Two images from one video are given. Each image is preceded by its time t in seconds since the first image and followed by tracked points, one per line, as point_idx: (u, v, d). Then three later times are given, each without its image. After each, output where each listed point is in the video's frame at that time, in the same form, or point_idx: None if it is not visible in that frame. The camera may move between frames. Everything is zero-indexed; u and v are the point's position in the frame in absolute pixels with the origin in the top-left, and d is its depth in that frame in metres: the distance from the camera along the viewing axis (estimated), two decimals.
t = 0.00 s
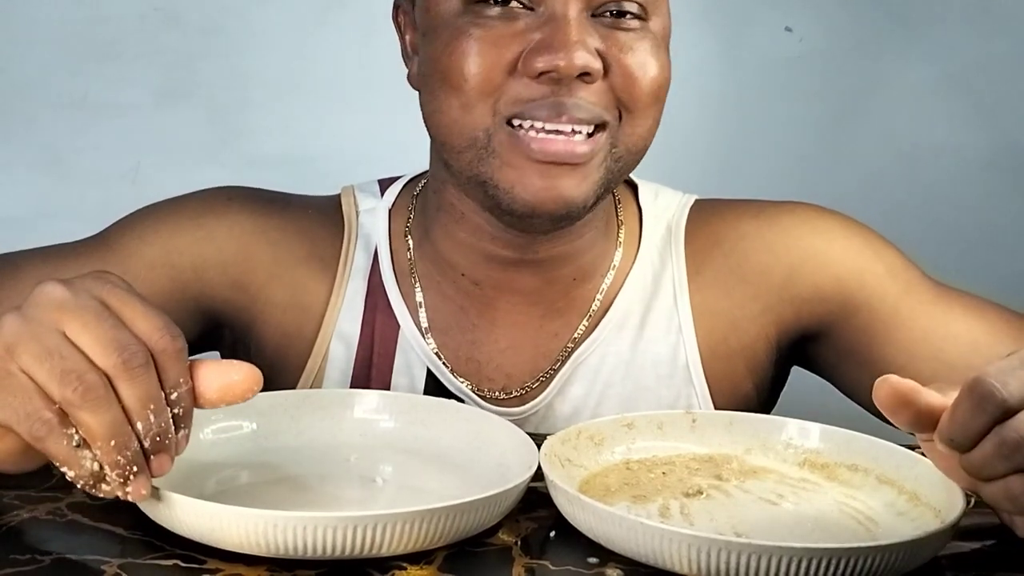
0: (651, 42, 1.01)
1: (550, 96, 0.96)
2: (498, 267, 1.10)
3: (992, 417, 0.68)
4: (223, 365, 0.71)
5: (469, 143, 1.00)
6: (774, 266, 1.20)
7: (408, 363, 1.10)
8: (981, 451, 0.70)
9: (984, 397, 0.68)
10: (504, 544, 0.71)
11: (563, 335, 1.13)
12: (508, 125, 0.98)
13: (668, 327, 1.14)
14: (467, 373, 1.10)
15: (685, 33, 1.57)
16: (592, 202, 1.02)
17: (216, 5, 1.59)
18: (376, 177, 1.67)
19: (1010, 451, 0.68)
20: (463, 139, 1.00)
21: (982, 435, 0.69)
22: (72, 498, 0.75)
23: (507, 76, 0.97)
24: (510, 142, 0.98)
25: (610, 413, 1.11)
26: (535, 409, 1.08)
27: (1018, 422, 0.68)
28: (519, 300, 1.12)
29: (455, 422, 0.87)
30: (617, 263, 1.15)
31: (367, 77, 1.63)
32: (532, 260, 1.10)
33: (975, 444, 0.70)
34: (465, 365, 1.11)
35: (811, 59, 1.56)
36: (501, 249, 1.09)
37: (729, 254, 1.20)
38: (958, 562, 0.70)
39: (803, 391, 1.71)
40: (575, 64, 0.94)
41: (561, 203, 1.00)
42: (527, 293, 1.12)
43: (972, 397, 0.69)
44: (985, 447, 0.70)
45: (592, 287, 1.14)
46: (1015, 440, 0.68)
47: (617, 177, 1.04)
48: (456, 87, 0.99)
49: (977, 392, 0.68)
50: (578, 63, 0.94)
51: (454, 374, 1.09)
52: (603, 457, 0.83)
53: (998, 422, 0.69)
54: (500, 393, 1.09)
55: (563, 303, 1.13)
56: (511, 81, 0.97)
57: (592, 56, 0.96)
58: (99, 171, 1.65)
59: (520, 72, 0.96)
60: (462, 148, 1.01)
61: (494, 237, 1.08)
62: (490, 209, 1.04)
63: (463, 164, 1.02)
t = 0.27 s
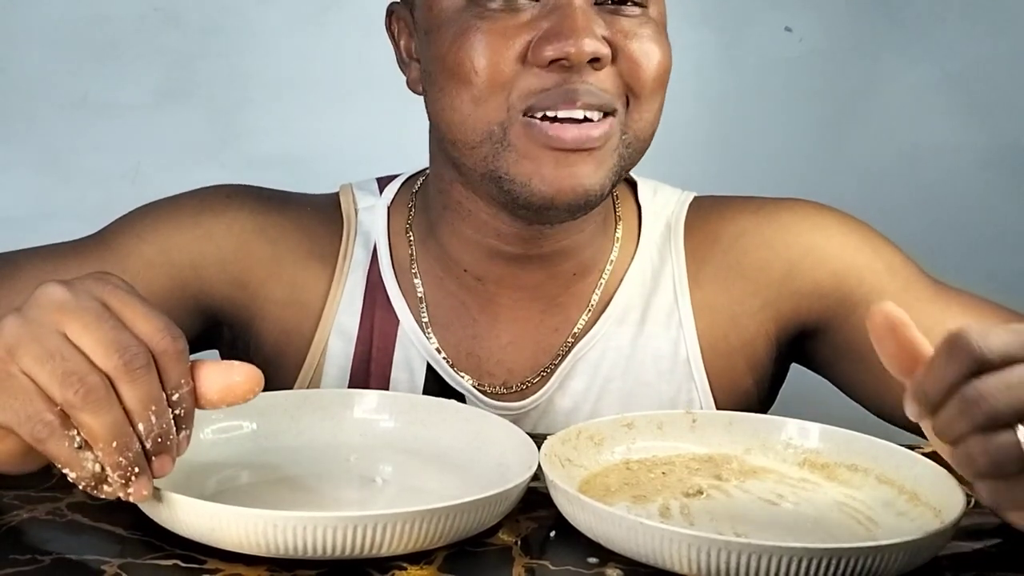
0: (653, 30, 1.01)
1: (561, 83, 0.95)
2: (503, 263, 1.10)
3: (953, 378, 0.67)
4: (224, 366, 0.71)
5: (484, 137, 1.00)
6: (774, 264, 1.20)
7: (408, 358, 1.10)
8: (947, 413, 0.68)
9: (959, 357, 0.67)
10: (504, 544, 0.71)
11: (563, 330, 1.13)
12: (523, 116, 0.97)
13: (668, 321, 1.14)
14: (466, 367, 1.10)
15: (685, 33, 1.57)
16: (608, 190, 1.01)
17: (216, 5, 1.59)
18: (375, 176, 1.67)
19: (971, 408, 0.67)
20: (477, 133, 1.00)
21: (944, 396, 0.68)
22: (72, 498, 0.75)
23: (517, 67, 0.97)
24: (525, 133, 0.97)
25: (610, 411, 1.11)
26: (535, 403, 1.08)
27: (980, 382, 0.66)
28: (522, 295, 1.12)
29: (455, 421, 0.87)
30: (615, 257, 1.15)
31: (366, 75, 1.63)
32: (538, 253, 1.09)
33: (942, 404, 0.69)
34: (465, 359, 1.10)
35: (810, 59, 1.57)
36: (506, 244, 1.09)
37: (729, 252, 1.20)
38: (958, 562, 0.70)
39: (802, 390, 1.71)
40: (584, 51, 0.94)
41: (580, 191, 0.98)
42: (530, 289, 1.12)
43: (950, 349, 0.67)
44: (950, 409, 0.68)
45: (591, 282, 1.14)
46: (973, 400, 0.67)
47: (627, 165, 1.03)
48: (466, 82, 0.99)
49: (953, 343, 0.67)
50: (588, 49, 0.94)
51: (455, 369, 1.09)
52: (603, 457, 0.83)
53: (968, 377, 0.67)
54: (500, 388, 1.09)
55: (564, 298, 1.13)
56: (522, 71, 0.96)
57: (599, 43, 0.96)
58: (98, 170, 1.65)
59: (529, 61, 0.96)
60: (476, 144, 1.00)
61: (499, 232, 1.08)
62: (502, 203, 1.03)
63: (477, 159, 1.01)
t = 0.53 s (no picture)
0: (637, 35, 1.01)
1: (530, 88, 0.96)
2: (496, 263, 1.10)
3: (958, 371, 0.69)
4: (223, 367, 0.71)
5: (453, 138, 1.01)
6: (775, 265, 1.20)
7: (408, 361, 1.10)
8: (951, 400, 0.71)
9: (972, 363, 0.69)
10: (504, 544, 0.71)
11: (563, 333, 1.13)
12: (488, 121, 0.99)
13: (669, 324, 1.14)
14: (465, 371, 1.10)
15: (685, 33, 1.57)
16: (576, 201, 1.02)
17: (216, 5, 1.59)
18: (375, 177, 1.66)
19: (972, 404, 0.69)
20: (447, 133, 1.01)
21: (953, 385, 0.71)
22: (71, 498, 0.75)
23: (487, 71, 0.97)
24: (490, 137, 0.99)
25: (610, 413, 1.11)
26: (535, 407, 1.08)
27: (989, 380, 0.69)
28: (517, 298, 1.12)
29: (454, 422, 0.87)
30: (616, 260, 1.15)
31: (366, 77, 1.63)
32: (531, 253, 1.09)
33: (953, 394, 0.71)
34: (465, 363, 1.10)
35: (810, 59, 1.57)
36: (497, 244, 1.09)
37: (729, 254, 1.20)
38: (959, 562, 0.70)
39: (803, 391, 1.71)
40: (553, 56, 0.94)
41: (543, 200, 1.00)
42: (526, 290, 1.12)
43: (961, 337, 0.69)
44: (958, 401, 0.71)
45: (592, 284, 1.14)
46: (981, 395, 0.69)
47: (604, 175, 1.03)
48: (440, 83, 1.00)
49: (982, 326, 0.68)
50: (557, 54, 0.94)
51: (454, 372, 1.09)
52: (603, 457, 0.83)
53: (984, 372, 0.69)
54: (500, 392, 1.09)
55: (563, 301, 1.13)
56: (491, 74, 0.97)
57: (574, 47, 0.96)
58: (98, 170, 1.65)
59: (499, 65, 0.96)
60: (445, 144, 1.01)
61: (489, 229, 1.08)
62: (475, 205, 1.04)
63: (448, 160, 1.02)
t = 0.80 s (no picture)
0: (662, 40, 1.02)
1: (561, 81, 0.96)
2: (500, 262, 1.10)
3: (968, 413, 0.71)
4: (223, 372, 0.71)
5: (476, 125, 1.00)
6: (775, 266, 1.20)
7: (408, 362, 1.10)
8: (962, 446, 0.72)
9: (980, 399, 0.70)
10: (504, 544, 0.71)
11: (564, 334, 1.13)
12: (515, 111, 0.98)
13: (670, 325, 1.14)
14: (464, 371, 1.10)
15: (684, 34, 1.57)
16: (596, 197, 1.02)
17: (216, 5, 1.59)
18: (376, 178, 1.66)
19: (986, 444, 0.70)
20: (469, 121, 1.00)
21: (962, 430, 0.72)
22: (71, 498, 0.75)
23: (517, 60, 0.97)
24: (517, 126, 0.98)
25: (610, 413, 1.11)
26: (536, 408, 1.08)
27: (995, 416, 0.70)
28: (518, 298, 1.12)
29: (454, 422, 0.87)
30: (617, 261, 1.15)
31: (367, 78, 1.63)
32: (537, 253, 1.09)
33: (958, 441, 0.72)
34: (465, 363, 1.10)
35: (810, 59, 1.57)
36: (502, 243, 1.09)
37: (729, 254, 1.20)
38: (959, 562, 0.70)
39: (803, 391, 1.71)
40: (588, 50, 0.95)
41: (563, 193, 1.00)
42: (529, 290, 1.12)
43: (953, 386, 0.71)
44: (965, 444, 0.72)
45: (594, 285, 1.14)
46: (991, 433, 0.70)
47: (621, 175, 1.04)
48: (465, 69, 0.99)
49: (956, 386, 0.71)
50: (590, 49, 0.95)
51: (454, 373, 1.09)
52: (603, 457, 0.83)
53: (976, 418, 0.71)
54: (500, 393, 1.09)
55: (564, 302, 1.13)
56: (522, 64, 0.97)
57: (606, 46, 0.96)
58: (98, 171, 1.65)
59: (532, 55, 0.96)
60: (467, 133, 1.01)
61: (496, 230, 1.08)
62: (493, 197, 1.04)
63: (467, 148, 1.02)
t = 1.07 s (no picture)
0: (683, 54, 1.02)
1: (588, 90, 0.96)
2: (508, 260, 1.10)
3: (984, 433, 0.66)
4: (229, 380, 0.71)
5: (503, 126, 1.00)
6: (775, 265, 1.20)
7: (410, 362, 1.11)
8: (976, 461, 0.67)
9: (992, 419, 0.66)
10: (504, 544, 0.71)
11: (566, 332, 1.13)
12: (544, 115, 0.98)
13: (670, 325, 1.14)
14: (467, 369, 1.10)
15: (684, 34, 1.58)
16: (614, 202, 1.02)
17: (216, 5, 1.59)
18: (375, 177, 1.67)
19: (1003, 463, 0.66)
20: (496, 121, 1.00)
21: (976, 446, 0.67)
22: (72, 498, 0.75)
23: (548, 65, 0.97)
24: (544, 129, 0.98)
25: (611, 412, 1.11)
26: (536, 406, 1.08)
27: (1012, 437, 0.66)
28: (524, 296, 1.12)
29: (455, 422, 0.87)
30: (618, 261, 1.15)
31: (366, 77, 1.63)
32: (548, 253, 1.10)
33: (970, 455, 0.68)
34: (467, 362, 1.10)
35: (810, 59, 1.57)
36: (512, 242, 1.09)
37: (729, 254, 1.20)
38: (958, 562, 0.70)
39: (803, 390, 1.71)
40: (620, 62, 0.95)
41: (588, 196, 0.99)
42: (534, 288, 1.12)
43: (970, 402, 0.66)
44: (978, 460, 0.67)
45: (597, 284, 1.14)
46: (1008, 455, 0.66)
47: (636, 182, 1.04)
48: (496, 69, 0.99)
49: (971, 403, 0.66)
50: (623, 61, 0.95)
51: (455, 372, 1.09)
52: (604, 457, 0.83)
53: (992, 435, 0.66)
54: (502, 390, 1.09)
55: (568, 301, 1.13)
56: (551, 70, 0.97)
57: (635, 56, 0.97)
58: (99, 170, 1.65)
59: (564, 61, 0.96)
60: (494, 133, 1.01)
61: (506, 228, 1.08)
62: (514, 198, 1.04)
63: (493, 148, 1.02)
